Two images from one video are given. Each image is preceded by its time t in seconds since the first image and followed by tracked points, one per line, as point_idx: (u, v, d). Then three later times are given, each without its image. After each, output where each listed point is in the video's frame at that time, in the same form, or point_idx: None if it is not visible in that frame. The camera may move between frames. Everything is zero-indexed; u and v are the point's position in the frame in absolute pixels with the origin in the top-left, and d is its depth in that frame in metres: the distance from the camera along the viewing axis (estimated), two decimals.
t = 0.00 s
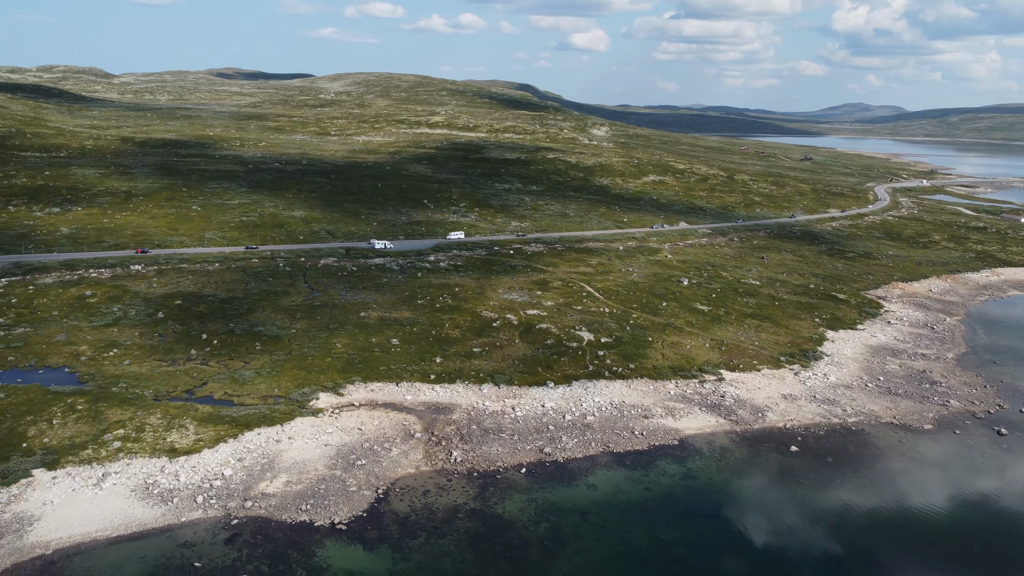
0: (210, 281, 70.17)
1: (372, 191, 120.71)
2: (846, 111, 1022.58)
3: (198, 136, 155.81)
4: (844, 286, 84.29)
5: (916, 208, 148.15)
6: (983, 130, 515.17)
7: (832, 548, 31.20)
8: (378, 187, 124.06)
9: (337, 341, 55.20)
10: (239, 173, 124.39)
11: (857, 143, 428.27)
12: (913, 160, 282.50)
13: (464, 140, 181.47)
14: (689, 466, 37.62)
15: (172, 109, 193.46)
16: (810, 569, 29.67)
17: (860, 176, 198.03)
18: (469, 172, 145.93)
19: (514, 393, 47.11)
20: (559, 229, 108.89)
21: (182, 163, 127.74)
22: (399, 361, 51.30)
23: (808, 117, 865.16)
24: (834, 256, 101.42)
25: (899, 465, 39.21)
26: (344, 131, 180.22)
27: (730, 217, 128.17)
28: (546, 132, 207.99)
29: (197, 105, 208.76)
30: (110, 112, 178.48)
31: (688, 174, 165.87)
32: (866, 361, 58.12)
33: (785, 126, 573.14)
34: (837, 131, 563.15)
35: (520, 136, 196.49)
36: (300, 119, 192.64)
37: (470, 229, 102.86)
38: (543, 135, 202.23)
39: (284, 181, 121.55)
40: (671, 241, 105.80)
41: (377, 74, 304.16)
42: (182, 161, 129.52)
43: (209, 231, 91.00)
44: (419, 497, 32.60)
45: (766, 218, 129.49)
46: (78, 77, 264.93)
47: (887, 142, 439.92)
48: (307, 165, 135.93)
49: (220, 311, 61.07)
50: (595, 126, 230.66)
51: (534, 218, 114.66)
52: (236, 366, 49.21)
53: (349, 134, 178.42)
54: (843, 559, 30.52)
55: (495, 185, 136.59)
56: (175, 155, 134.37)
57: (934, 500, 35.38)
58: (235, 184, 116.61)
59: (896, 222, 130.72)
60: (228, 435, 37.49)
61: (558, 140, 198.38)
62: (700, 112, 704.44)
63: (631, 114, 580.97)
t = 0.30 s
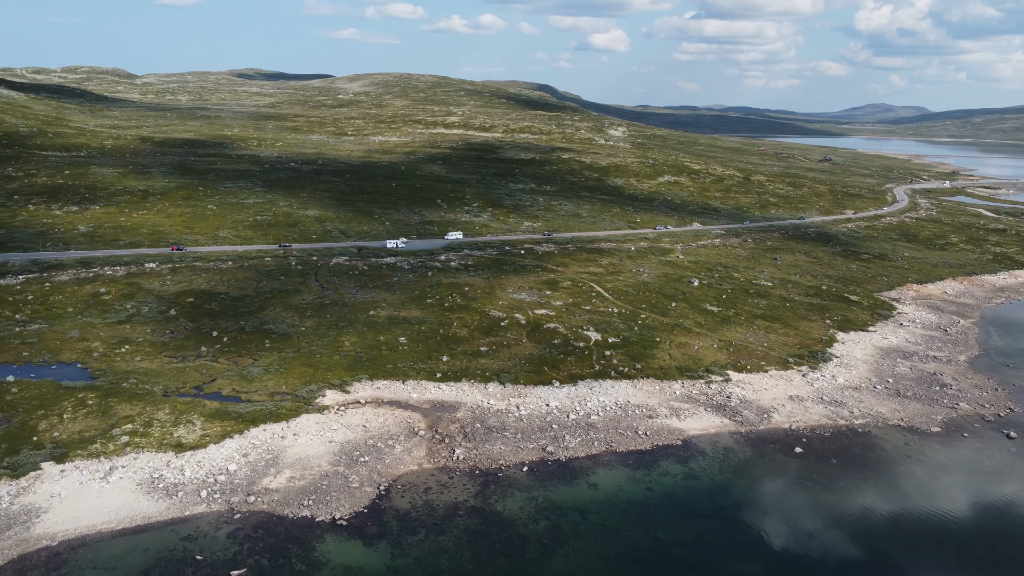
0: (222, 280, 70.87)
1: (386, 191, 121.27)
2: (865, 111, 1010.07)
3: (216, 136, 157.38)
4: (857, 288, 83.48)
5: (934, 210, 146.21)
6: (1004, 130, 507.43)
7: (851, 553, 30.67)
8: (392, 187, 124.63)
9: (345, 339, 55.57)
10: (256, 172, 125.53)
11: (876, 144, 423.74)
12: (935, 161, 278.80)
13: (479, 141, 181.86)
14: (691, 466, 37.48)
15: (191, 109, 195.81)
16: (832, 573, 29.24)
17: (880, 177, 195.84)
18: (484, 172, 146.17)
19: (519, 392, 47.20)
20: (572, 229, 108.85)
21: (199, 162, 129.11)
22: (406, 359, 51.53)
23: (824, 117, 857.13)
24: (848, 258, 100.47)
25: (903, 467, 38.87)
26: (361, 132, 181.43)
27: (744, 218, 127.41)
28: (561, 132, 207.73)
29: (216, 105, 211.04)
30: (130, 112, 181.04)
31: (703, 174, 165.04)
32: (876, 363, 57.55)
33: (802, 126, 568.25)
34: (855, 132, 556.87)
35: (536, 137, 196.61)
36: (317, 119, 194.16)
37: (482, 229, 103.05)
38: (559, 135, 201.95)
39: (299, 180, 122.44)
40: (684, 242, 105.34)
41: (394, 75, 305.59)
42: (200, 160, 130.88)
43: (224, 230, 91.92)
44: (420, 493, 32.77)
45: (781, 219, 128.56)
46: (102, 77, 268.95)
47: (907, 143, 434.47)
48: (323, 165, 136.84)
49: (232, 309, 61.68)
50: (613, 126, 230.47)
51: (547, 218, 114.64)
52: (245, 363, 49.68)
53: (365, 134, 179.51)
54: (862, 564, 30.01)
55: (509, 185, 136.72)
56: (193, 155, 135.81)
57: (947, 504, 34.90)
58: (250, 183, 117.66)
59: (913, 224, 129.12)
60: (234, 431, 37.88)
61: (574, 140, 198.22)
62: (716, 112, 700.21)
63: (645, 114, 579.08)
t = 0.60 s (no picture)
0: (234, 278, 71.50)
1: (399, 191, 121.73)
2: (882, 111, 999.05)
3: (234, 136, 158.84)
4: (870, 289, 82.64)
5: (953, 211, 144.24)
6: None
7: (871, 558, 30.31)
8: (406, 186, 125.11)
9: (354, 337, 55.89)
10: (271, 172, 126.55)
11: (895, 144, 418.85)
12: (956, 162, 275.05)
13: (494, 141, 182.15)
14: (694, 467, 37.36)
15: (210, 109, 198.06)
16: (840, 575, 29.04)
17: (899, 178, 193.51)
18: (498, 172, 146.28)
19: (524, 391, 47.24)
20: (584, 229, 108.72)
21: (216, 162, 130.23)
22: (413, 358, 51.74)
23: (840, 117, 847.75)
24: (862, 259, 99.47)
25: (909, 470, 38.53)
26: (378, 132, 182.58)
27: (758, 219, 126.61)
28: (576, 132, 207.46)
29: (233, 105, 212.97)
30: (150, 112, 183.39)
31: (719, 175, 164.14)
32: (886, 365, 56.98)
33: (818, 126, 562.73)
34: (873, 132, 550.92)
35: (551, 137, 196.54)
36: (334, 119, 195.56)
37: (494, 229, 103.20)
38: (574, 136, 201.45)
39: (313, 180, 123.13)
40: (696, 242, 104.82)
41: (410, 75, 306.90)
42: (217, 160, 132.06)
43: (238, 228, 92.77)
44: (421, 490, 32.95)
45: (796, 220, 127.57)
46: (125, 77, 273.25)
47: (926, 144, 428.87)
48: (338, 165, 137.66)
49: (243, 307, 62.25)
50: (631, 127, 230.61)
51: (559, 219, 114.57)
52: (254, 360, 50.13)
53: (382, 134, 180.40)
54: (882, 569, 29.65)
55: (522, 185, 136.76)
56: (211, 155, 137.01)
57: (962, 509, 34.44)
58: (266, 183, 118.61)
59: (930, 225, 127.53)
60: (239, 427, 38.26)
61: (590, 140, 197.93)
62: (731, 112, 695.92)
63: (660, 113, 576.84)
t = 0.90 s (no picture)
0: (247, 276, 72.15)
1: (413, 191, 122.23)
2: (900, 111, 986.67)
3: (252, 136, 160.36)
4: (882, 291, 81.83)
5: (972, 213, 142.34)
6: None
7: (891, 563, 30.01)
8: (419, 186, 125.59)
9: (362, 336, 56.21)
10: (287, 172, 127.57)
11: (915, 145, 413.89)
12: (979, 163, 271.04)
13: (510, 141, 182.49)
14: (696, 467, 37.24)
15: (228, 110, 200.32)
16: None
17: (917, 180, 191.18)
18: (512, 172, 146.42)
19: (529, 390, 47.30)
20: (597, 229, 108.63)
21: (232, 161, 131.54)
22: (419, 357, 51.96)
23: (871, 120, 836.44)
24: (876, 261, 98.55)
25: (914, 473, 38.19)
26: (394, 132, 183.68)
27: (773, 220, 125.81)
28: (592, 133, 207.29)
29: (250, 106, 215.10)
30: (170, 112, 185.84)
31: (734, 176, 163.33)
32: (895, 367, 56.43)
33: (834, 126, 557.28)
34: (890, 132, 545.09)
35: (567, 137, 196.46)
36: (351, 119, 196.99)
37: (505, 229, 103.38)
38: (590, 136, 201.04)
39: (328, 180, 123.90)
40: (709, 243, 104.36)
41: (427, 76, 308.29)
42: (233, 160, 133.28)
43: (252, 227, 93.57)
44: (422, 488, 33.14)
45: (810, 221, 126.58)
46: (147, 78, 277.28)
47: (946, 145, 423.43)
48: (353, 165, 138.54)
49: (253, 305, 62.78)
50: (648, 128, 230.17)
51: (572, 219, 114.51)
52: (263, 358, 50.57)
53: (399, 134, 181.32)
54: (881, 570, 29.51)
55: (536, 185, 136.85)
56: (228, 155, 138.39)
57: (975, 513, 34.06)
58: (280, 182, 119.59)
59: (948, 227, 125.94)
60: (245, 423, 38.64)
61: (606, 141, 197.59)
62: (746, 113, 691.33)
63: (675, 113, 574.60)
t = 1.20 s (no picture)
0: (259, 275, 72.80)
1: (426, 191, 122.66)
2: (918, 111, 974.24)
3: (269, 136, 161.73)
4: (896, 293, 80.94)
5: (992, 215, 140.15)
6: None
7: (910, 568, 29.73)
8: (433, 186, 125.97)
9: (370, 334, 56.58)
10: (303, 171, 128.52)
11: (935, 146, 408.23)
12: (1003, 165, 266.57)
13: (525, 141, 182.56)
14: (698, 467, 37.14)
15: (246, 110, 202.26)
16: None
17: (938, 181, 188.53)
18: (526, 172, 146.53)
19: (534, 389, 47.38)
20: (609, 229, 108.45)
21: (249, 161, 132.74)
22: (426, 355, 52.20)
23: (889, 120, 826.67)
24: (892, 263, 97.44)
25: (920, 476, 37.78)
26: (409, 132, 184.47)
27: (788, 221, 124.86)
28: (609, 133, 206.87)
29: (269, 106, 217.10)
30: (189, 112, 187.96)
31: (750, 177, 162.32)
32: (905, 369, 55.82)
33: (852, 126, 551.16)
34: (909, 133, 538.26)
35: (583, 137, 196.20)
36: (367, 119, 198.10)
37: (518, 229, 103.50)
38: (605, 137, 200.38)
39: (342, 180, 124.58)
40: (721, 244, 103.86)
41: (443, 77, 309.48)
42: (250, 160, 134.38)
43: (265, 226, 94.40)
44: (424, 485, 33.34)
45: (825, 223, 125.47)
46: (169, 78, 280.93)
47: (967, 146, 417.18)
48: (368, 164, 139.30)
49: (264, 303, 63.38)
50: (665, 128, 229.20)
51: (585, 219, 114.42)
52: (271, 355, 51.05)
53: (414, 134, 182.06)
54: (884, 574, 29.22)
55: (550, 186, 136.86)
56: (245, 154, 139.63)
57: (987, 516, 33.74)
58: (295, 182, 120.53)
59: (966, 229, 124.16)
60: (251, 419, 39.06)
61: (622, 142, 197.01)
62: (762, 113, 686.16)
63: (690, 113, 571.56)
